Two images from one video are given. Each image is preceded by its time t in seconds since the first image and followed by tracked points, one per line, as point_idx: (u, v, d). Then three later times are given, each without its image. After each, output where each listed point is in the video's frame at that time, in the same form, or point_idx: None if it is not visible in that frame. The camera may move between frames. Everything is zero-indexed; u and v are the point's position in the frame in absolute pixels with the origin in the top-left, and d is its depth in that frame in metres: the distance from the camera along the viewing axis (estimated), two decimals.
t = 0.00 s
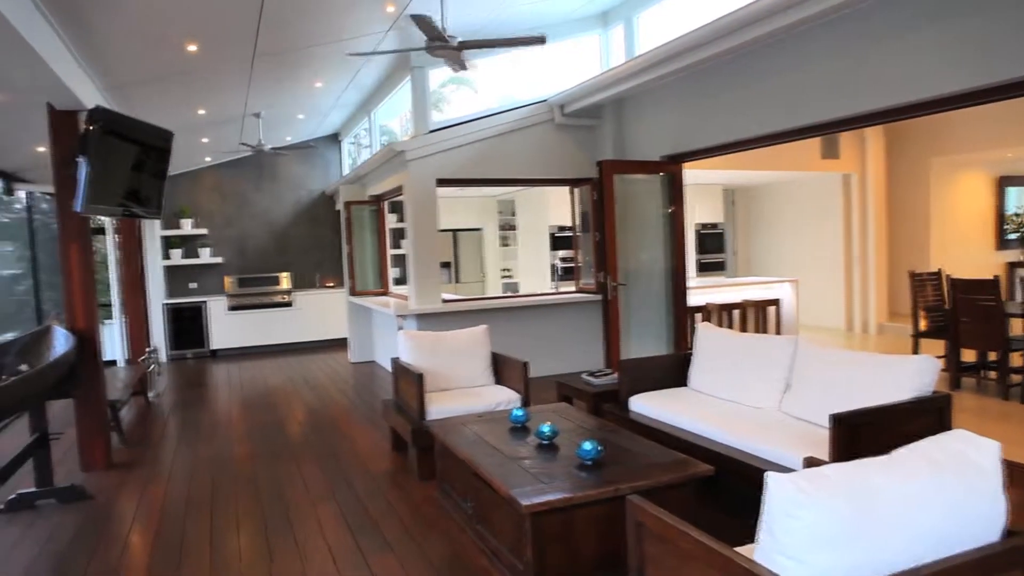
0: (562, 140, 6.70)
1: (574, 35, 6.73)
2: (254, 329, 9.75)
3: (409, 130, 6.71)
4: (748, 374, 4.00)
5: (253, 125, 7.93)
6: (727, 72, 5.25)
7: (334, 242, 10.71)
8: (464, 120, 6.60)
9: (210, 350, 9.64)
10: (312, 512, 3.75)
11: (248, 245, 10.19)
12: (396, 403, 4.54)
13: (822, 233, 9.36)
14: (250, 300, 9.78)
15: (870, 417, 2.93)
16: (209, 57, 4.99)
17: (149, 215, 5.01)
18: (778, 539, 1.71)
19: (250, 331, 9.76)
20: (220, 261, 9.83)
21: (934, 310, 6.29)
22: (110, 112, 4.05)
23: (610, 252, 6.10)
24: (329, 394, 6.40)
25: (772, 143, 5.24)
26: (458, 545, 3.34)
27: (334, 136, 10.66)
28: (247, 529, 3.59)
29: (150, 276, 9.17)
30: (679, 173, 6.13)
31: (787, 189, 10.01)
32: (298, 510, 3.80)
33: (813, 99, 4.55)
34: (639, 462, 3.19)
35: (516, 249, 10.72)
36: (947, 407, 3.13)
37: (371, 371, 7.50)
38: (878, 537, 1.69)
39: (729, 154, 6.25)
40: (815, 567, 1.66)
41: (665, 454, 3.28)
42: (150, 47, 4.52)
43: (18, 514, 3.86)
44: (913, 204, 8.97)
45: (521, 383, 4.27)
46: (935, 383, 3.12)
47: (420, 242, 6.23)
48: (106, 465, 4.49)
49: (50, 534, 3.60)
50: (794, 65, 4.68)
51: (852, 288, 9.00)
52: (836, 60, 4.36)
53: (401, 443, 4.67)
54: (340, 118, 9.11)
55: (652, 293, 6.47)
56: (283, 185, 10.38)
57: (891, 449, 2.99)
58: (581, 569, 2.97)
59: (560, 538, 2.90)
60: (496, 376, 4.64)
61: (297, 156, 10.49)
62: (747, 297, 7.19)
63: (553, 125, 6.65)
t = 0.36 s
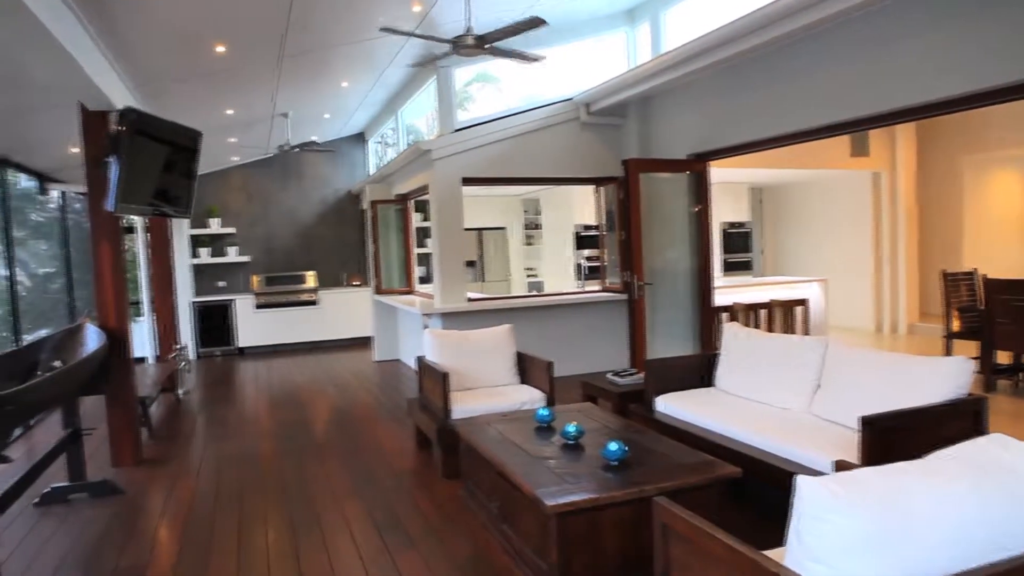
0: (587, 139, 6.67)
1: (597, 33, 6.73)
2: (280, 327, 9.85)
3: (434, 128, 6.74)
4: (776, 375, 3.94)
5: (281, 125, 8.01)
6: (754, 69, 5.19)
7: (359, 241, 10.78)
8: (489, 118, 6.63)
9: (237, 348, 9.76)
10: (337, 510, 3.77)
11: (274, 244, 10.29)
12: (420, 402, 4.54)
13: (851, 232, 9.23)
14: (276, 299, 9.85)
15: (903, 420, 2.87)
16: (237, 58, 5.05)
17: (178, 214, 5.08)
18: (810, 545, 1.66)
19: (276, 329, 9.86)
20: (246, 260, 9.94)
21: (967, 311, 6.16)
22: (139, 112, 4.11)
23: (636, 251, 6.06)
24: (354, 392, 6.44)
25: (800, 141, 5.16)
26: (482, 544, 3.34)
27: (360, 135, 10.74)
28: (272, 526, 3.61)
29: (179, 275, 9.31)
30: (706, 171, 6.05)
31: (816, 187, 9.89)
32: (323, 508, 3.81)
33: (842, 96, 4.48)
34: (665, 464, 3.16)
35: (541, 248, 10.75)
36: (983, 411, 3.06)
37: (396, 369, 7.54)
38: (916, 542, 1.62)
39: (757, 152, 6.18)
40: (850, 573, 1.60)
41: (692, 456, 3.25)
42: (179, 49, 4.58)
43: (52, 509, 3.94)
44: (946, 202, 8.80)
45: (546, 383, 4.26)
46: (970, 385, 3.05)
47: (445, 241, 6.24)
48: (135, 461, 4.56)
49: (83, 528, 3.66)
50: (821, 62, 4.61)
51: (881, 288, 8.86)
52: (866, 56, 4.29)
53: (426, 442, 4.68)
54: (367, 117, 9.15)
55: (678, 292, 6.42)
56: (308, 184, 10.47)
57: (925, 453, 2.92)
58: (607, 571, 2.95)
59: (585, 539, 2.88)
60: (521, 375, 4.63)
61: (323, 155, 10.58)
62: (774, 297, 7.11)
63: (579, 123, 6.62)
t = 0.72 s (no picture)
0: (612, 137, 6.63)
1: (624, 30, 6.65)
2: (305, 326, 9.94)
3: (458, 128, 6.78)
4: (804, 376, 3.88)
5: (306, 124, 8.09)
6: (783, 65, 5.12)
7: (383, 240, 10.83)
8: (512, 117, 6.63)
9: (264, 345, 9.87)
10: (361, 509, 3.78)
11: (300, 243, 10.39)
12: (444, 400, 4.55)
13: (881, 231, 9.09)
14: (302, 296, 10.00)
15: (934, 423, 2.81)
16: (264, 58, 5.08)
17: (206, 213, 5.14)
18: (842, 550, 1.61)
19: (301, 327, 9.95)
20: (272, 258, 10.05)
21: (1001, 312, 6.02)
22: (168, 113, 4.16)
23: (661, 250, 6.01)
24: (379, 390, 6.47)
25: (829, 139, 5.08)
26: (505, 544, 3.33)
27: (385, 135, 10.81)
28: (297, 523, 3.63)
29: (207, 273, 9.44)
30: (732, 169, 6.01)
31: (845, 185, 9.76)
32: (348, 505, 3.83)
33: (873, 93, 4.39)
34: (691, 466, 3.13)
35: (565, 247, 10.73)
36: (1016, 415, 2.98)
37: (420, 368, 7.56)
38: (956, 551, 1.54)
39: (786, 150, 6.09)
40: None
41: (718, 457, 3.21)
42: (206, 50, 4.63)
43: (83, 503, 4.01)
44: (979, 201, 8.61)
45: (571, 382, 4.24)
46: (1005, 388, 2.97)
47: (470, 240, 6.24)
48: (164, 457, 4.62)
49: (113, 522, 3.72)
50: (850, 58, 4.54)
51: (912, 288, 8.70)
52: (897, 52, 4.20)
53: (450, 441, 4.68)
54: (391, 116, 9.19)
55: (704, 292, 6.36)
56: (333, 184, 10.54)
57: (956, 459, 2.86)
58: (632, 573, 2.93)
59: (609, 541, 2.86)
60: (545, 375, 4.62)
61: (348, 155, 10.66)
62: (802, 297, 7.01)
63: (604, 121, 6.58)
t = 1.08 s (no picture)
0: (638, 135, 6.59)
1: (648, 28, 6.63)
2: (330, 324, 10.02)
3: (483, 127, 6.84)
4: (835, 378, 3.81)
5: (333, 124, 8.18)
6: (812, 62, 5.04)
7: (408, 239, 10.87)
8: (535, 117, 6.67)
9: (290, 344, 9.98)
10: (387, 506, 3.80)
11: (326, 242, 10.46)
12: (469, 399, 4.55)
13: (912, 230, 8.94)
14: (327, 293, 10.13)
15: (970, 427, 2.74)
16: (290, 58, 5.11)
17: (233, 212, 5.19)
18: (871, 553, 1.55)
19: (326, 326, 10.03)
20: (299, 257, 10.13)
21: None
22: (197, 114, 4.21)
23: (688, 248, 5.98)
24: (404, 389, 6.50)
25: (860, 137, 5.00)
26: (530, 544, 3.32)
27: (411, 134, 10.85)
28: (324, 519, 3.66)
29: (234, 272, 9.56)
30: (760, 168, 5.93)
31: (876, 182, 9.61)
32: (373, 503, 3.85)
33: (904, 88, 4.30)
34: (719, 467, 3.09)
35: (591, 245, 10.72)
36: None
37: (445, 367, 7.58)
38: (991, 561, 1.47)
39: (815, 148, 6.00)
40: None
41: (747, 459, 3.17)
42: (235, 50, 4.67)
43: (114, 497, 4.08)
44: (1016, 198, 8.41)
45: (596, 382, 4.22)
46: None
47: (495, 239, 6.25)
48: (193, 453, 4.69)
49: (144, 516, 3.78)
50: (883, 53, 4.45)
51: (944, 288, 8.55)
52: (931, 46, 4.11)
53: (474, 440, 4.69)
54: (416, 115, 9.23)
55: (731, 291, 6.30)
56: (359, 183, 10.61)
57: (992, 464, 2.78)
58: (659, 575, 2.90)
59: (636, 542, 2.84)
60: (571, 374, 4.60)
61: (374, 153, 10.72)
62: (831, 296, 6.91)
63: (630, 120, 6.55)
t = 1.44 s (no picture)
0: (663, 134, 6.55)
1: (675, 26, 6.58)
2: (353, 322, 10.09)
3: (507, 126, 6.84)
4: (865, 379, 3.75)
5: (357, 124, 8.24)
6: (841, 58, 4.97)
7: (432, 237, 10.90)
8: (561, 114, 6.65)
9: (314, 342, 10.07)
10: (411, 504, 3.81)
11: (350, 240, 10.53)
12: (494, 398, 4.56)
13: (944, 228, 8.80)
14: (353, 292, 10.14)
15: (1003, 431, 2.67)
16: (315, 57, 5.15)
17: (259, 211, 5.24)
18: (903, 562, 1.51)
19: (350, 324, 10.10)
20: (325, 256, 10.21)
21: None
22: (223, 113, 4.25)
23: (714, 247, 5.94)
24: (427, 387, 6.51)
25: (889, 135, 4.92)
26: (553, 544, 3.31)
27: (435, 132, 10.89)
28: (348, 517, 3.68)
29: (260, 271, 9.68)
30: (787, 167, 5.87)
31: (906, 179, 9.46)
32: (397, 501, 3.87)
33: (936, 83, 4.22)
34: (745, 469, 3.05)
35: (616, 244, 10.68)
36: None
37: (469, 365, 7.60)
38: None
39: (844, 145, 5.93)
40: None
41: (774, 461, 3.13)
42: (261, 50, 4.71)
43: (142, 492, 4.14)
44: None
45: (621, 381, 4.19)
46: None
47: (519, 238, 6.25)
48: (219, 449, 4.74)
49: (171, 511, 3.83)
50: (913, 49, 4.37)
51: (977, 288, 8.41)
52: (963, 40, 4.02)
53: (497, 438, 4.70)
54: (441, 114, 9.26)
55: (757, 291, 6.23)
56: (383, 182, 10.66)
57: None
58: None
59: (660, 543, 2.82)
60: (595, 373, 4.59)
61: (399, 152, 10.77)
62: (859, 296, 6.81)
63: (654, 118, 6.51)
